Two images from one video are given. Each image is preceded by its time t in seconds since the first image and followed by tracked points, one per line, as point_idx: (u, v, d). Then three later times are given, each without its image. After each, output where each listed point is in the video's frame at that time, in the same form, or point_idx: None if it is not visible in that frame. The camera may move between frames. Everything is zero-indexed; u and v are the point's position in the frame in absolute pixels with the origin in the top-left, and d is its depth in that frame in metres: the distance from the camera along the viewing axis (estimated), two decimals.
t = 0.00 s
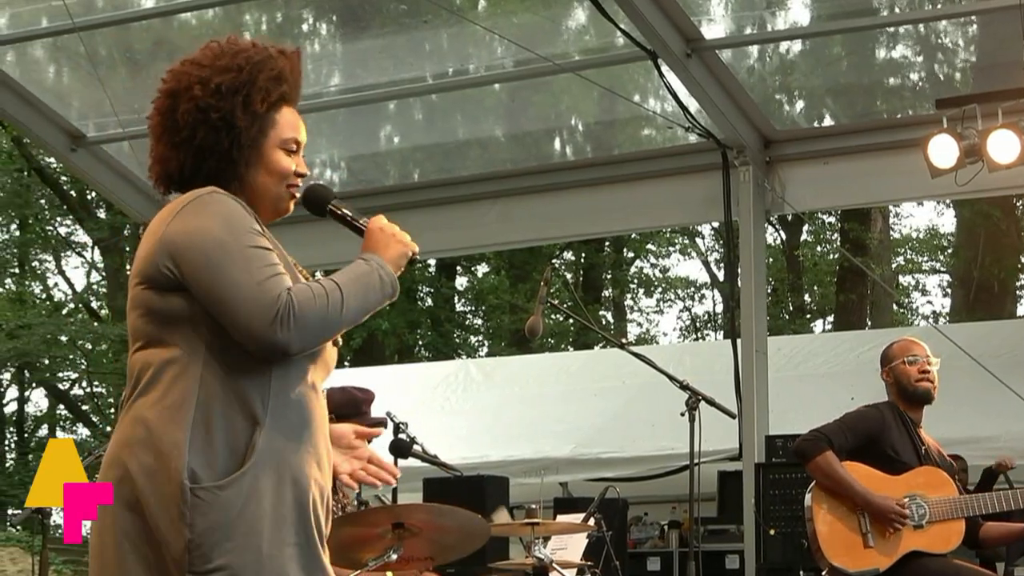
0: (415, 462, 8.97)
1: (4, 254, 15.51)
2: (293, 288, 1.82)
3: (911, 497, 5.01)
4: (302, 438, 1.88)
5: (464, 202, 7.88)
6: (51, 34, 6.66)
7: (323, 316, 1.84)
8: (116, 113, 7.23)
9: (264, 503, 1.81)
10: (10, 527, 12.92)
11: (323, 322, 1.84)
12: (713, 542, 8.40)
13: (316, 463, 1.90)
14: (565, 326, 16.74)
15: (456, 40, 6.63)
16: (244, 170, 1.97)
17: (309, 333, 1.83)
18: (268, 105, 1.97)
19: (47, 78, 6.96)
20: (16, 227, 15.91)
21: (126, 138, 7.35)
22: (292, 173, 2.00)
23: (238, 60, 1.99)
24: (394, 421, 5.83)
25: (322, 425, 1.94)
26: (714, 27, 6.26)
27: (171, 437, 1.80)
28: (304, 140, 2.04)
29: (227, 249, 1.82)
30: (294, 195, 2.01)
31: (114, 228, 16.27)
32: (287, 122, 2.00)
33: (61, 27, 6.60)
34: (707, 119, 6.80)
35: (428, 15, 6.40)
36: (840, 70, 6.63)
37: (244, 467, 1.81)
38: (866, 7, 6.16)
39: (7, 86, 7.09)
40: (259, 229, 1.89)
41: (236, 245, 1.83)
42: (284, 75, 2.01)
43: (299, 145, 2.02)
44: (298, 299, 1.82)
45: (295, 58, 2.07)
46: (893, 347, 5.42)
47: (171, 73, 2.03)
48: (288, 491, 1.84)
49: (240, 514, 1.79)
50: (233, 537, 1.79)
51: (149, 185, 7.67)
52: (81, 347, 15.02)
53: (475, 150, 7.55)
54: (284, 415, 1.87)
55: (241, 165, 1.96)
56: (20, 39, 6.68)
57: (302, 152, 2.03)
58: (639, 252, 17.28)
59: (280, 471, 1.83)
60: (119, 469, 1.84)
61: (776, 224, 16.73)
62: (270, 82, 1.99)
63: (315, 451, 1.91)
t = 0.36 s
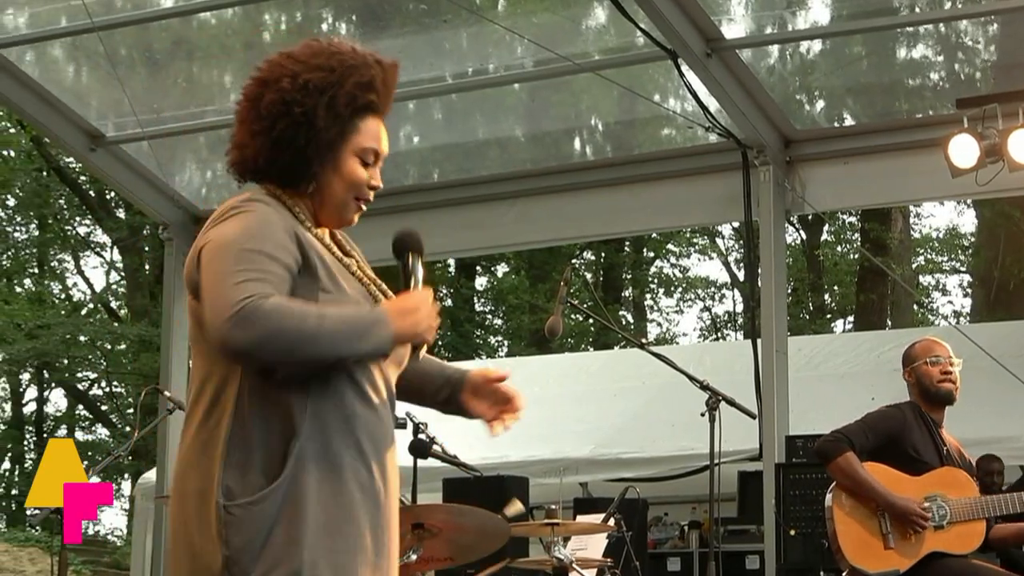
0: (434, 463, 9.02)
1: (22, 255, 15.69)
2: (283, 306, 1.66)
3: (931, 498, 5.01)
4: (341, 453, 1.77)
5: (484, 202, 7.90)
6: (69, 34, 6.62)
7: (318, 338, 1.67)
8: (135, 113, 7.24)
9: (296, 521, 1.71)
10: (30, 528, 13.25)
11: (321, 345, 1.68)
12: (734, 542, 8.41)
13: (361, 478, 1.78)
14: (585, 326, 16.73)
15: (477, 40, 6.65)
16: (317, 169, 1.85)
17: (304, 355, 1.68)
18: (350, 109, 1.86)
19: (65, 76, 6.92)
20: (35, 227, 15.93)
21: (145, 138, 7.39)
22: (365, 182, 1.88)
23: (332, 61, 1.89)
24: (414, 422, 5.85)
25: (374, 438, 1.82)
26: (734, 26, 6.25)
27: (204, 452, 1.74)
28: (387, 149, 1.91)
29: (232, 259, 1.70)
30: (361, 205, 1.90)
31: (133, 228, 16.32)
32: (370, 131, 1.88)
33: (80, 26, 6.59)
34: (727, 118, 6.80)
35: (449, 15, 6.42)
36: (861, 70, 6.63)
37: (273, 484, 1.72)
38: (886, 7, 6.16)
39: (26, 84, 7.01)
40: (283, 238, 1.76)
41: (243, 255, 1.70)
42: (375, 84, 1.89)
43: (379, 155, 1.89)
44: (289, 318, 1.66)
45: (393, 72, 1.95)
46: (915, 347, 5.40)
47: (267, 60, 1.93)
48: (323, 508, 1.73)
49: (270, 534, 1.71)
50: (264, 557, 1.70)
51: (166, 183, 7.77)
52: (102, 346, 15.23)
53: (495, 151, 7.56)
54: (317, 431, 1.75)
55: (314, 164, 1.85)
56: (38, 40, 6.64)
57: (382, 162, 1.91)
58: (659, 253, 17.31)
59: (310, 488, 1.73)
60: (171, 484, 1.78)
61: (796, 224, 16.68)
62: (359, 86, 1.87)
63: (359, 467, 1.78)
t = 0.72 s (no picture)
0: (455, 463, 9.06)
1: (41, 255, 15.96)
2: (164, 299, 1.71)
3: (953, 497, 5.02)
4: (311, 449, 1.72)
5: (505, 202, 7.91)
6: (89, 34, 6.71)
7: (180, 344, 1.70)
8: (155, 113, 7.28)
9: (256, 510, 1.73)
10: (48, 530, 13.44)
11: (193, 353, 1.70)
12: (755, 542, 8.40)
13: (334, 474, 1.71)
14: (606, 326, 16.74)
15: (497, 39, 6.66)
16: (368, 162, 1.81)
17: (195, 365, 1.70)
18: (397, 97, 1.82)
19: (86, 76, 6.98)
20: (55, 227, 16.17)
21: (166, 137, 7.41)
22: (420, 173, 1.81)
23: (384, 51, 1.85)
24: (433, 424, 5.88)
25: (365, 431, 1.73)
26: (755, 26, 6.26)
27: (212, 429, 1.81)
28: (444, 139, 1.84)
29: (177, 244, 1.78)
30: (418, 195, 1.83)
31: (153, 228, 16.22)
32: (418, 117, 1.83)
33: (100, 26, 6.66)
34: (748, 118, 6.79)
35: (469, 15, 6.44)
36: (881, 70, 6.62)
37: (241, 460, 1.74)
38: (907, 7, 6.16)
39: (46, 82, 7.04)
40: (234, 228, 1.77)
41: (185, 241, 1.77)
42: (425, 71, 1.84)
43: (435, 144, 1.83)
44: (174, 326, 1.70)
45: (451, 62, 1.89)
46: (938, 347, 5.39)
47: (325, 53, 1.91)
48: (283, 501, 1.71)
49: (238, 518, 1.75)
50: (236, 538, 1.75)
51: (186, 183, 7.70)
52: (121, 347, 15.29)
53: (515, 150, 7.57)
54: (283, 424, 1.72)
55: (364, 156, 1.81)
56: (59, 39, 6.70)
57: (440, 151, 1.84)
58: (679, 253, 17.31)
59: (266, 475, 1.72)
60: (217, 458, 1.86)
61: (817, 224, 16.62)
62: (407, 76, 1.83)
63: (338, 463, 1.72)
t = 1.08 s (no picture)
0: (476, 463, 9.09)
1: (62, 254, 15.99)
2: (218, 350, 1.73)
3: (975, 499, 5.07)
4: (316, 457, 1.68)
5: (527, 202, 7.92)
6: (109, 33, 6.76)
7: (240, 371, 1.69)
8: (175, 112, 7.33)
9: (265, 517, 1.71)
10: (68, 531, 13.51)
11: (248, 383, 1.69)
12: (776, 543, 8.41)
13: (345, 477, 1.67)
14: (627, 326, 16.74)
15: (517, 38, 6.68)
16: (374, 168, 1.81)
17: (242, 394, 1.70)
18: (385, 93, 1.81)
19: (106, 75, 7.05)
20: (75, 227, 16.17)
21: (185, 137, 7.49)
22: (422, 171, 1.76)
23: (378, 51, 1.85)
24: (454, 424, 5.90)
25: (373, 440, 1.67)
26: (777, 25, 6.27)
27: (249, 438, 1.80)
28: (450, 132, 1.78)
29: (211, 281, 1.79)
30: (428, 195, 1.78)
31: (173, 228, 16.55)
32: (415, 112, 1.79)
33: (120, 26, 6.71)
34: (769, 118, 6.80)
35: (490, 14, 6.47)
36: (902, 70, 6.62)
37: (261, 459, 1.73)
38: (928, 6, 6.16)
39: (67, 83, 7.14)
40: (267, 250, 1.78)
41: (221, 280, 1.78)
42: (419, 64, 1.82)
43: (436, 139, 1.78)
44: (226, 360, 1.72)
45: (453, 54, 1.85)
46: (964, 347, 5.37)
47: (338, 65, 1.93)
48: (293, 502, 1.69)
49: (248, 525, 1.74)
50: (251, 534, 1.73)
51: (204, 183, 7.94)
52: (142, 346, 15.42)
53: (536, 150, 7.59)
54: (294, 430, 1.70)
55: (366, 160, 1.81)
56: (79, 39, 6.76)
57: (446, 147, 1.78)
58: (700, 252, 17.28)
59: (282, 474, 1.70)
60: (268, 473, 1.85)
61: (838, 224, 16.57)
62: (396, 71, 1.81)
63: (344, 470, 1.67)
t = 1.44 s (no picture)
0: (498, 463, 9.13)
1: (81, 254, 16.11)
2: (293, 333, 1.70)
3: (995, 499, 5.11)
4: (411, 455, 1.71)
5: (546, 202, 7.90)
6: (128, 33, 6.79)
7: (318, 365, 1.68)
8: (195, 112, 7.36)
9: (352, 526, 1.71)
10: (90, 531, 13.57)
11: (323, 370, 1.68)
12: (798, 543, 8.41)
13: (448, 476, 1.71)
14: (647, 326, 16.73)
15: (539, 37, 6.69)
16: (403, 148, 1.86)
17: (311, 377, 1.68)
18: (416, 70, 1.86)
19: (126, 75, 7.07)
20: (94, 227, 16.30)
21: (205, 137, 7.51)
22: (450, 151, 1.81)
23: (413, 32, 1.90)
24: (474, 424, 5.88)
25: (463, 432, 1.73)
26: (798, 25, 6.27)
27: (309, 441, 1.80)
28: (482, 119, 1.83)
29: (263, 260, 1.75)
30: (455, 180, 1.82)
31: (192, 229, 16.59)
32: (447, 93, 1.85)
33: (140, 25, 6.75)
34: (791, 118, 6.80)
35: (510, 14, 6.50)
36: (924, 69, 6.65)
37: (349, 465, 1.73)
38: (949, 6, 6.17)
39: (87, 82, 7.12)
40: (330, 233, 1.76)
41: (272, 260, 1.74)
42: (455, 46, 1.88)
43: (466, 123, 1.82)
44: (295, 340, 1.69)
45: (488, 39, 1.91)
46: (987, 347, 5.40)
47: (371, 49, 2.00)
48: (390, 504, 1.70)
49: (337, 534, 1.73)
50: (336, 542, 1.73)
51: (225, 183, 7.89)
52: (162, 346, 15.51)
53: (557, 150, 7.59)
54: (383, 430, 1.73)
55: (396, 137, 1.86)
56: (99, 38, 6.79)
57: (475, 131, 1.82)
58: (721, 252, 17.13)
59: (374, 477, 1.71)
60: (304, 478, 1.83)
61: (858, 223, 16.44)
62: (431, 50, 1.87)
63: (442, 465, 1.71)
